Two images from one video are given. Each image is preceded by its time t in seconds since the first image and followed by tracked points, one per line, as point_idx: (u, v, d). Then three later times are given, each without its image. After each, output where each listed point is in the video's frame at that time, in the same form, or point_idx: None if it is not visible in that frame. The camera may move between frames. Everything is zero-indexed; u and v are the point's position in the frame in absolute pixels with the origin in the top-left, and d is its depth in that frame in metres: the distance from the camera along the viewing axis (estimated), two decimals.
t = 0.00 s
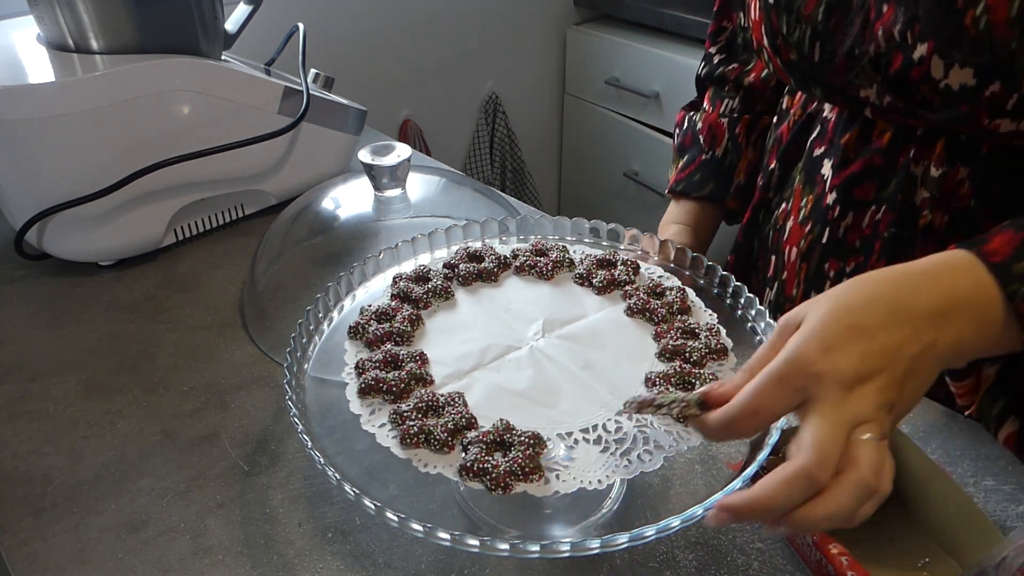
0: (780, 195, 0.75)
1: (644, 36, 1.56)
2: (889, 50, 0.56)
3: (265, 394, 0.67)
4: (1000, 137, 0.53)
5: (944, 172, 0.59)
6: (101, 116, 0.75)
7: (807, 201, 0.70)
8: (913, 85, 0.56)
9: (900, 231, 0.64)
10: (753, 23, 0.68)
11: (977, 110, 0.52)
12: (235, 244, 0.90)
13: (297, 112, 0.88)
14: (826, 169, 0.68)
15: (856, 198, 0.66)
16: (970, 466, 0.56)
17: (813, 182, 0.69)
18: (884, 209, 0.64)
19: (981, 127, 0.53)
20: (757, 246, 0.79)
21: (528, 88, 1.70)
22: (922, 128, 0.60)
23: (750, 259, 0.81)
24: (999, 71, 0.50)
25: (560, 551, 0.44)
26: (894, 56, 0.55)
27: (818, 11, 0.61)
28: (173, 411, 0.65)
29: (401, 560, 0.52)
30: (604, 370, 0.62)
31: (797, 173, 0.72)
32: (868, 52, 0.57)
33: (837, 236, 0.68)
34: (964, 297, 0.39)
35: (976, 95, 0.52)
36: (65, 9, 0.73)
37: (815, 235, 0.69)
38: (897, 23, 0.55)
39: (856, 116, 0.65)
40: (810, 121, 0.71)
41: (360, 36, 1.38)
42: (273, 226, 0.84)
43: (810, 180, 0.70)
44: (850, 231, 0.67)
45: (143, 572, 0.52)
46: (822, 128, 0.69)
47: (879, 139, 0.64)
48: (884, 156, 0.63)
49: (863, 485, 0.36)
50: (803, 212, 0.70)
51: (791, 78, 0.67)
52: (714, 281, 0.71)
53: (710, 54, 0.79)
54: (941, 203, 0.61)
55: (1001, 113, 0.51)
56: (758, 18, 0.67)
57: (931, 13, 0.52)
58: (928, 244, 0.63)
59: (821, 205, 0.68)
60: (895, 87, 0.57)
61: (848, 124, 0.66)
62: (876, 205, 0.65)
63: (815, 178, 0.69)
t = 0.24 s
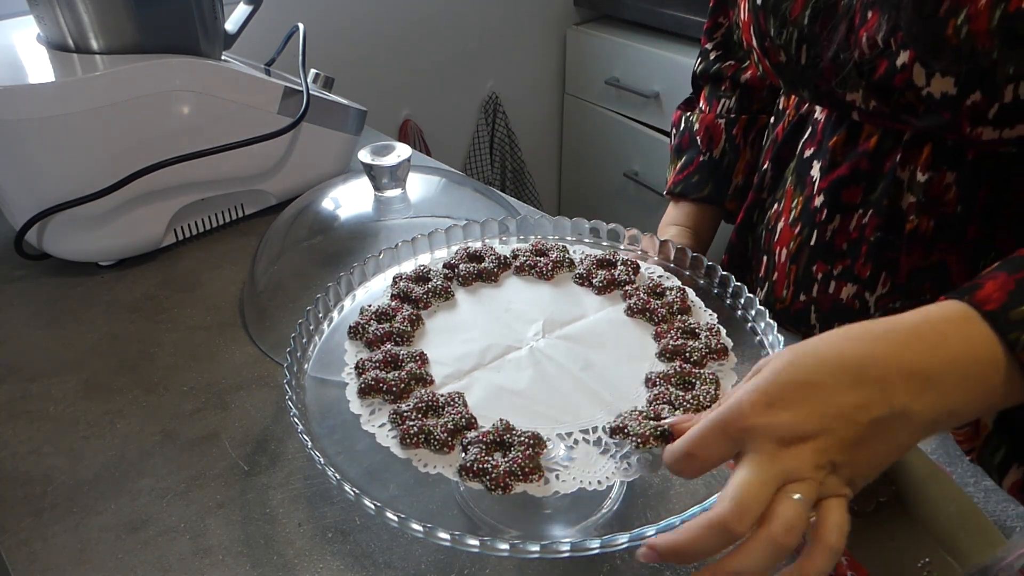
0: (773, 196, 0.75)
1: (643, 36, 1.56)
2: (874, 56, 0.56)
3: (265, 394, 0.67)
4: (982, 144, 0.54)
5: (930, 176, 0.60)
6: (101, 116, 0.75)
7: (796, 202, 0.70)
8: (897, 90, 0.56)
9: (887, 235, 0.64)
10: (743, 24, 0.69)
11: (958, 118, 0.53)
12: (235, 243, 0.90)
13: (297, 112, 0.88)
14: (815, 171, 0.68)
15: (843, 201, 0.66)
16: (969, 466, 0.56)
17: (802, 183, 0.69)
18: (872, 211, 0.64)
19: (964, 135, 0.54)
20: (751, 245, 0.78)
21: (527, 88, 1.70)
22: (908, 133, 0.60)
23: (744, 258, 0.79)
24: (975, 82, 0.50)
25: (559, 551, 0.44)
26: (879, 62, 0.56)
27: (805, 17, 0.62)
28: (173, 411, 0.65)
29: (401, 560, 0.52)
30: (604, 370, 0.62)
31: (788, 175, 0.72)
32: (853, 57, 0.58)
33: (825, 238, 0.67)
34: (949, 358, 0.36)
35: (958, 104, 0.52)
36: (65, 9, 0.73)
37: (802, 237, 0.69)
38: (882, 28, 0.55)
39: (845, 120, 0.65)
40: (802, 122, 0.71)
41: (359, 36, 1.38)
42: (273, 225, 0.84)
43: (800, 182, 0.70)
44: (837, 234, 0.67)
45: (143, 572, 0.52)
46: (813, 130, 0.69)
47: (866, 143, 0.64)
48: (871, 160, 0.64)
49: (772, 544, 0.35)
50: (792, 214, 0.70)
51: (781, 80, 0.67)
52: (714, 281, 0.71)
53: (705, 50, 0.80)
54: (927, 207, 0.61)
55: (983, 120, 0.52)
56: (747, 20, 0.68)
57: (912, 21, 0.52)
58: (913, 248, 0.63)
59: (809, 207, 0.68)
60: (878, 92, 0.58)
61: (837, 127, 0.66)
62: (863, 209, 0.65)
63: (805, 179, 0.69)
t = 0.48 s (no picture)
0: (772, 197, 0.75)
1: (644, 36, 1.56)
2: (872, 62, 0.56)
3: (265, 394, 0.67)
4: (981, 150, 0.53)
5: (927, 182, 0.59)
6: (100, 116, 0.75)
7: (795, 205, 0.70)
8: (894, 97, 0.56)
9: (884, 239, 0.64)
10: (744, 25, 0.69)
11: (956, 124, 0.53)
12: (235, 243, 0.90)
13: (297, 112, 0.88)
14: (815, 174, 0.68)
15: (842, 204, 0.66)
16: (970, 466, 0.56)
17: (801, 186, 0.69)
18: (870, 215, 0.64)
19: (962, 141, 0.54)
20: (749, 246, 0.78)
21: (528, 88, 1.70)
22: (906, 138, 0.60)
23: (743, 258, 0.79)
24: (975, 90, 0.50)
25: (560, 551, 0.44)
26: (877, 67, 0.56)
27: (803, 20, 0.61)
28: (173, 411, 0.65)
29: (401, 560, 0.52)
30: (605, 369, 0.62)
31: (788, 177, 0.72)
32: (852, 61, 0.58)
33: (822, 241, 0.67)
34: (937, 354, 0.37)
35: (955, 111, 0.52)
36: (65, 9, 0.73)
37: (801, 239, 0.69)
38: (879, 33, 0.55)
39: (845, 123, 0.65)
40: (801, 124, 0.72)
41: (360, 36, 1.38)
42: (274, 225, 0.84)
43: (799, 185, 0.70)
44: (835, 237, 0.67)
45: (143, 572, 0.52)
46: (813, 133, 0.69)
47: (866, 147, 0.64)
48: (869, 164, 0.64)
49: (717, 541, 0.37)
50: (790, 216, 0.70)
51: (780, 82, 0.67)
52: (714, 280, 0.71)
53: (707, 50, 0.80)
54: (925, 212, 0.60)
55: (980, 127, 0.52)
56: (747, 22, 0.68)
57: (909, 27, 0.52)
58: (911, 252, 0.62)
59: (807, 209, 0.68)
60: (877, 97, 0.58)
61: (837, 130, 0.66)
62: (861, 212, 0.65)
63: (804, 183, 0.69)
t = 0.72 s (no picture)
0: (772, 200, 0.75)
1: (644, 36, 1.56)
2: (905, 62, 0.55)
3: (265, 394, 0.67)
4: (1014, 143, 0.55)
5: (944, 181, 0.60)
6: (100, 116, 0.75)
7: (801, 208, 0.70)
8: (927, 97, 0.56)
9: (899, 239, 0.64)
10: (750, 23, 0.67)
11: (1003, 120, 0.53)
12: (235, 243, 0.90)
13: (297, 112, 0.88)
14: (823, 177, 0.68)
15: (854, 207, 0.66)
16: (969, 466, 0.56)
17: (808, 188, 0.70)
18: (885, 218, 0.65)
19: (1002, 136, 0.55)
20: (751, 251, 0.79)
21: (528, 88, 1.70)
22: (921, 137, 0.61)
23: (740, 257, 0.80)
24: None
25: (560, 551, 0.44)
26: (909, 69, 0.55)
27: (825, 15, 0.60)
28: (173, 410, 0.65)
29: (401, 560, 0.52)
30: (605, 369, 0.62)
31: (790, 179, 0.73)
32: (881, 61, 0.57)
33: (834, 244, 0.68)
34: None
35: (1005, 107, 0.52)
36: (65, 9, 0.73)
37: (808, 243, 0.69)
38: (912, 31, 0.54)
39: (854, 124, 0.65)
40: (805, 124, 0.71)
41: (359, 36, 1.38)
42: (273, 226, 0.84)
43: (805, 188, 0.70)
44: (846, 240, 0.67)
45: (143, 572, 0.52)
46: (819, 134, 0.69)
47: (877, 147, 0.64)
48: (882, 165, 0.64)
49: None
50: (797, 219, 0.70)
51: (792, 82, 0.66)
52: (714, 280, 0.71)
53: (697, 49, 0.80)
54: (940, 212, 0.61)
55: None
56: (757, 21, 0.66)
57: (956, 22, 0.51)
58: (926, 253, 0.63)
59: (815, 213, 0.69)
60: (905, 98, 0.57)
61: (846, 132, 0.66)
62: (873, 214, 0.66)
63: (813, 185, 0.69)
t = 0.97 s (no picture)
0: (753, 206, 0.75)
1: (644, 36, 1.56)
2: (889, 54, 0.54)
3: (265, 394, 0.67)
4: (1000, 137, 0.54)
5: (924, 187, 0.60)
6: (100, 116, 0.75)
7: (781, 215, 0.69)
8: (912, 89, 0.55)
9: (880, 248, 0.63)
10: (732, 18, 0.67)
11: (990, 109, 0.52)
12: (235, 243, 0.90)
13: (297, 112, 0.88)
14: (805, 186, 0.67)
15: (835, 214, 0.66)
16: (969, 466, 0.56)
17: (787, 195, 0.69)
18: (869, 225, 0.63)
19: (990, 127, 0.54)
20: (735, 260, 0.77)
21: (528, 88, 1.70)
22: (900, 143, 0.60)
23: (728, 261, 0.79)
24: (1016, 72, 0.50)
25: (560, 551, 0.44)
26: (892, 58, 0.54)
27: (805, 7, 0.60)
28: (173, 410, 0.65)
29: (401, 560, 0.52)
30: (605, 369, 0.62)
31: (771, 186, 0.72)
32: (864, 53, 0.56)
33: (817, 253, 0.67)
34: None
35: (994, 96, 0.51)
36: (65, 9, 0.73)
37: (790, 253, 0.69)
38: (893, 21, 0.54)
39: (835, 126, 0.65)
40: (782, 128, 0.71)
41: (359, 36, 1.38)
42: (273, 225, 0.84)
43: (784, 194, 0.69)
44: (829, 249, 0.66)
45: (143, 572, 0.52)
46: (797, 138, 0.68)
47: (856, 153, 0.64)
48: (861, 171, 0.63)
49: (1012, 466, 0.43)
50: (778, 226, 0.70)
51: (772, 77, 0.66)
52: (714, 281, 0.71)
53: (683, 47, 0.80)
54: (921, 218, 0.61)
55: (1015, 112, 0.52)
56: (739, 14, 0.66)
57: (942, 11, 0.50)
58: (909, 260, 0.62)
59: (796, 221, 0.68)
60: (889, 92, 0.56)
61: (823, 137, 0.65)
62: (855, 224, 0.64)
63: (793, 191, 0.68)
